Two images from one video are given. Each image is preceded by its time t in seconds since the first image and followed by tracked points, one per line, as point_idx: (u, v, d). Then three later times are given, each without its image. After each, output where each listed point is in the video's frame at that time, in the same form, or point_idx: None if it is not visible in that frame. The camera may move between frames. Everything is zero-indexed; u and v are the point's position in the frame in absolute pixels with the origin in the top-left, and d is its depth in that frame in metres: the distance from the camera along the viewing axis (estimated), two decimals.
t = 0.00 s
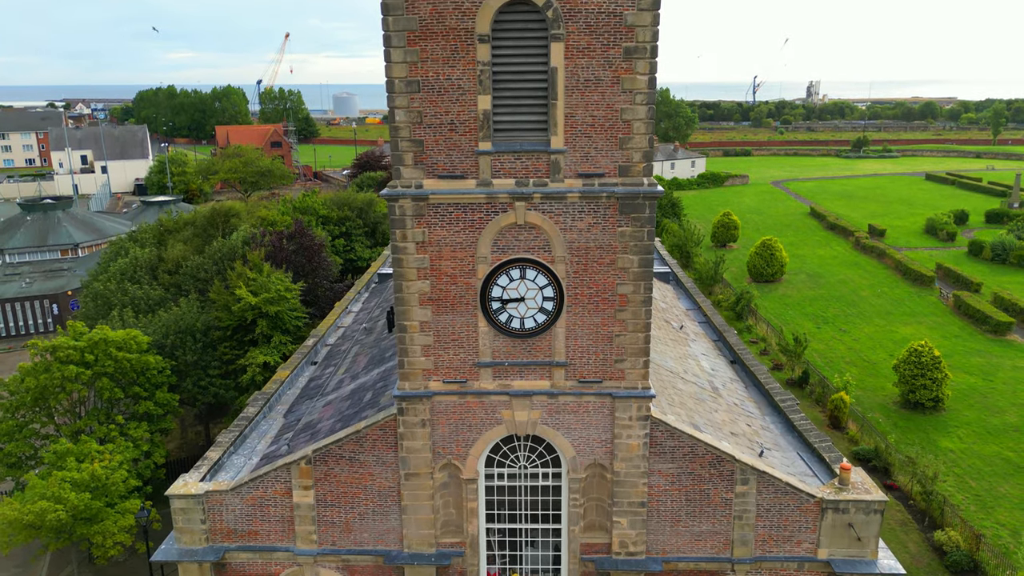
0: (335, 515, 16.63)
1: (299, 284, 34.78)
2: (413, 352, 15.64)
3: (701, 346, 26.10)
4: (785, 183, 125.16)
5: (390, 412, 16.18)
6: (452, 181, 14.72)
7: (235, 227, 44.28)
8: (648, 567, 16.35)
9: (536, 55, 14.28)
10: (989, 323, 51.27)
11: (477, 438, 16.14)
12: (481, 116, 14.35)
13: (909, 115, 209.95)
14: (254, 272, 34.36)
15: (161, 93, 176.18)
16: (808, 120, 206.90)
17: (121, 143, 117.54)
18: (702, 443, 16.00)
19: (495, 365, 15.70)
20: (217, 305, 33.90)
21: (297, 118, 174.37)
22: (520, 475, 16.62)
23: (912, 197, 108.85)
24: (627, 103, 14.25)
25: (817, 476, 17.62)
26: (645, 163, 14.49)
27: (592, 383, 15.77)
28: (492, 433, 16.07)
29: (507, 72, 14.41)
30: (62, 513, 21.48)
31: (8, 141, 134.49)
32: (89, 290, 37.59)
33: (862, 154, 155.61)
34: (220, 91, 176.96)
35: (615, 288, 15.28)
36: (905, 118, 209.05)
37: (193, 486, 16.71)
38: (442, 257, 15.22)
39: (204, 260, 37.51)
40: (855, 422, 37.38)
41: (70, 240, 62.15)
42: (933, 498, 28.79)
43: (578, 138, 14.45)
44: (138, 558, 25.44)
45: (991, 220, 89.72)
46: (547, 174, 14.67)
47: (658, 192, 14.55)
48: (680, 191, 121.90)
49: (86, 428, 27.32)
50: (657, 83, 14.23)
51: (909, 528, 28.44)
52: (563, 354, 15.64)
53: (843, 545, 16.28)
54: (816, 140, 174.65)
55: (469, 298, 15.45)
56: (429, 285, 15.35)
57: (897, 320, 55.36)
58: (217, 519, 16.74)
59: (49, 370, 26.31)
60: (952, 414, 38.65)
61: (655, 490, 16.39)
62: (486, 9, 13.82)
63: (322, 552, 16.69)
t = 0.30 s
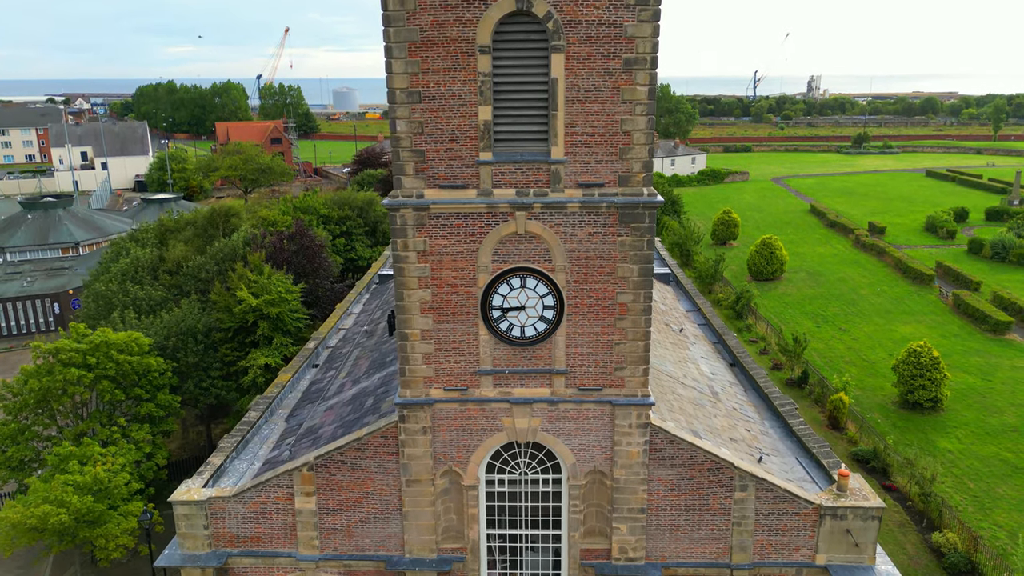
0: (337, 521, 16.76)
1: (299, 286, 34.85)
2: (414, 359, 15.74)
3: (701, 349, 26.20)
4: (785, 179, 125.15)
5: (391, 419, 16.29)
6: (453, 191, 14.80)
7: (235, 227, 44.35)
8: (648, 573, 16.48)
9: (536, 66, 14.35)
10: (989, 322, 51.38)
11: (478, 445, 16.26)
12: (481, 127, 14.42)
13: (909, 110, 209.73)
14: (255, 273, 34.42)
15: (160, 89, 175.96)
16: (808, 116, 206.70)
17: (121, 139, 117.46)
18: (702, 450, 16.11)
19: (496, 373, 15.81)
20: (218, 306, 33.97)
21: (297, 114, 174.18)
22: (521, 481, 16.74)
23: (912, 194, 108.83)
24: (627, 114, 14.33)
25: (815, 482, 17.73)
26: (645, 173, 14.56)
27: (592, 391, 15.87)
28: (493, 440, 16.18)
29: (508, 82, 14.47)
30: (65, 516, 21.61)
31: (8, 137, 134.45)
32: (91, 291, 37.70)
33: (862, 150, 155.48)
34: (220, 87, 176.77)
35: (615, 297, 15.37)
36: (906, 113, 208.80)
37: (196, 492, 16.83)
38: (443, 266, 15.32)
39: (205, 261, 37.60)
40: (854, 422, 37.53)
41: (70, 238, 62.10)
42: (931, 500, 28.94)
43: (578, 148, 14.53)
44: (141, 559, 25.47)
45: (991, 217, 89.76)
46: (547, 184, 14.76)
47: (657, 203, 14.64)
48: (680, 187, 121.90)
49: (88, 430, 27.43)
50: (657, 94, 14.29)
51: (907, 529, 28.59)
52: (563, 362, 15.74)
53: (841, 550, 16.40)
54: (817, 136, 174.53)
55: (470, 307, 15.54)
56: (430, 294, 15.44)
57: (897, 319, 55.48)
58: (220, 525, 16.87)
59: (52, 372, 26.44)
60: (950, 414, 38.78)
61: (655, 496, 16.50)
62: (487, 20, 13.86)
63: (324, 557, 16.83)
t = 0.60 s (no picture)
0: (339, 526, 16.88)
1: (300, 287, 34.92)
2: (416, 367, 15.83)
3: (701, 352, 26.31)
4: (785, 176, 125.11)
5: (392, 426, 16.39)
6: (454, 201, 14.89)
7: (236, 228, 44.41)
8: None
9: (537, 77, 14.42)
10: (988, 322, 51.51)
11: (479, 451, 16.38)
12: (483, 137, 14.51)
13: (910, 106, 209.35)
14: (256, 274, 34.49)
15: (161, 84, 175.71)
16: (809, 111, 206.42)
17: (121, 136, 117.28)
18: (702, 457, 16.20)
19: (497, 380, 15.91)
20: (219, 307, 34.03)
21: (297, 110, 173.87)
22: (522, 487, 16.87)
23: (913, 191, 108.80)
24: (628, 124, 14.40)
25: (814, 488, 17.83)
26: (645, 183, 14.65)
27: (593, 398, 15.98)
28: (494, 446, 16.29)
29: (509, 93, 14.54)
30: (68, 519, 21.74)
31: (7, 133, 134.29)
32: (92, 291, 37.77)
33: (863, 147, 155.34)
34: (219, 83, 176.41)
35: (615, 305, 15.46)
36: (906, 109, 208.55)
37: (200, 497, 16.95)
38: (444, 275, 15.40)
39: (206, 261, 37.67)
40: (853, 422, 37.67)
41: (70, 237, 62.01)
42: (929, 501, 29.10)
43: (578, 158, 14.61)
44: (144, 561, 25.56)
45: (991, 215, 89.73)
46: (548, 193, 14.84)
47: (657, 212, 14.72)
48: (680, 184, 121.83)
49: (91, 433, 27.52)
50: (657, 104, 14.35)
51: (905, 531, 28.73)
52: (564, 369, 15.84)
53: (840, 556, 16.53)
54: (817, 131, 174.30)
55: (471, 315, 15.63)
56: (431, 302, 15.53)
57: (896, 318, 55.58)
58: (223, 530, 17.01)
59: (54, 374, 26.56)
60: (949, 414, 38.90)
61: (655, 502, 16.61)
62: (488, 31, 13.94)
63: (326, 563, 16.96)
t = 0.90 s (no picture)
0: (340, 531, 17.02)
1: (301, 288, 35.02)
2: (417, 374, 15.93)
3: (700, 355, 26.40)
4: (785, 173, 125.07)
5: (394, 432, 16.49)
6: (455, 210, 14.98)
7: (236, 228, 44.47)
8: None
9: (537, 87, 14.51)
10: (987, 321, 51.62)
11: (480, 457, 16.50)
12: (484, 147, 14.60)
13: (911, 101, 209.21)
14: (256, 275, 34.56)
15: (160, 80, 175.35)
16: (810, 107, 206.15)
17: (120, 132, 117.18)
18: (701, 463, 16.32)
19: (497, 387, 16.03)
20: (220, 308, 34.11)
21: (297, 105, 173.59)
22: (523, 492, 17.00)
23: (913, 188, 108.77)
24: (628, 134, 14.48)
25: (813, 493, 17.95)
26: (644, 192, 14.74)
27: (593, 405, 16.10)
28: (495, 452, 16.41)
29: (509, 103, 14.62)
30: (72, 522, 21.94)
31: (7, 129, 134.17)
32: (93, 292, 37.85)
33: (863, 143, 155.15)
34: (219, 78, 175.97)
35: (615, 313, 15.57)
36: (907, 104, 208.27)
37: (203, 502, 17.07)
38: (446, 283, 15.50)
39: (206, 262, 37.74)
40: (852, 422, 37.81)
41: (71, 235, 62.02)
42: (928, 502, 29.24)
43: (579, 167, 14.70)
44: (146, 563, 25.67)
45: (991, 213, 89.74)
46: (549, 202, 14.93)
47: (657, 221, 14.81)
48: (681, 181, 121.79)
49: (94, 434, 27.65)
50: (657, 114, 14.43)
51: (903, 532, 28.87)
52: (565, 376, 15.96)
53: (838, 561, 16.67)
54: (818, 127, 174.08)
55: (472, 323, 15.73)
56: (433, 310, 15.63)
57: (895, 316, 55.69)
58: (226, 534, 17.13)
59: (57, 376, 26.68)
60: (948, 414, 39.05)
61: (654, 507, 16.74)
62: (490, 41, 14.01)
63: (328, 567, 17.11)
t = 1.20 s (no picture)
0: (342, 536, 17.16)
1: (302, 289, 35.10)
2: (418, 381, 16.03)
3: (700, 358, 26.50)
4: (785, 169, 125.03)
5: (395, 439, 16.60)
6: (456, 219, 15.06)
7: (237, 227, 44.47)
8: None
9: (538, 97, 14.57)
10: (986, 320, 51.73)
11: (480, 463, 16.62)
12: (485, 156, 14.67)
13: (911, 96, 209.10)
14: (257, 277, 34.65)
15: (160, 75, 175.02)
16: (810, 102, 205.96)
17: (120, 128, 117.09)
18: (701, 469, 16.45)
19: (498, 394, 16.13)
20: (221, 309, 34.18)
21: (296, 101, 173.27)
22: (523, 498, 17.11)
23: (913, 184, 108.77)
24: (628, 143, 14.55)
25: (811, 498, 18.07)
26: (644, 202, 14.81)
27: (593, 412, 16.20)
28: (495, 458, 16.53)
29: (510, 112, 14.69)
30: (75, 525, 22.13)
31: (7, 125, 134.04)
32: (95, 292, 37.93)
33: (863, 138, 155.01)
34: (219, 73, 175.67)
35: (615, 320, 15.66)
36: (908, 99, 208.15)
37: (205, 508, 17.20)
38: (446, 291, 15.57)
39: (207, 263, 37.80)
40: (851, 422, 37.94)
41: (72, 233, 62.08)
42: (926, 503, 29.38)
43: (579, 176, 14.77)
44: (149, 565, 25.80)
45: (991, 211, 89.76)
46: (549, 211, 15.00)
47: (657, 230, 14.88)
48: (681, 177, 121.76)
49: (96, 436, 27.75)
50: (656, 124, 14.49)
51: (902, 532, 29.01)
52: (565, 384, 16.06)
53: (836, 566, 16.80)
54: (818, 123, 173.95)
55: (472, 330, 15.82)
56: (433, 318, 15.72)
57: (895, 315, 55.79)
58: (228, 540, 17.25)
59: (59, 378, 26.77)
60: (946, 414, 39.18)
61: (654, 513, 16.86)
62: (491, 52, 14.08)
63: (330, 572, 17.24)
